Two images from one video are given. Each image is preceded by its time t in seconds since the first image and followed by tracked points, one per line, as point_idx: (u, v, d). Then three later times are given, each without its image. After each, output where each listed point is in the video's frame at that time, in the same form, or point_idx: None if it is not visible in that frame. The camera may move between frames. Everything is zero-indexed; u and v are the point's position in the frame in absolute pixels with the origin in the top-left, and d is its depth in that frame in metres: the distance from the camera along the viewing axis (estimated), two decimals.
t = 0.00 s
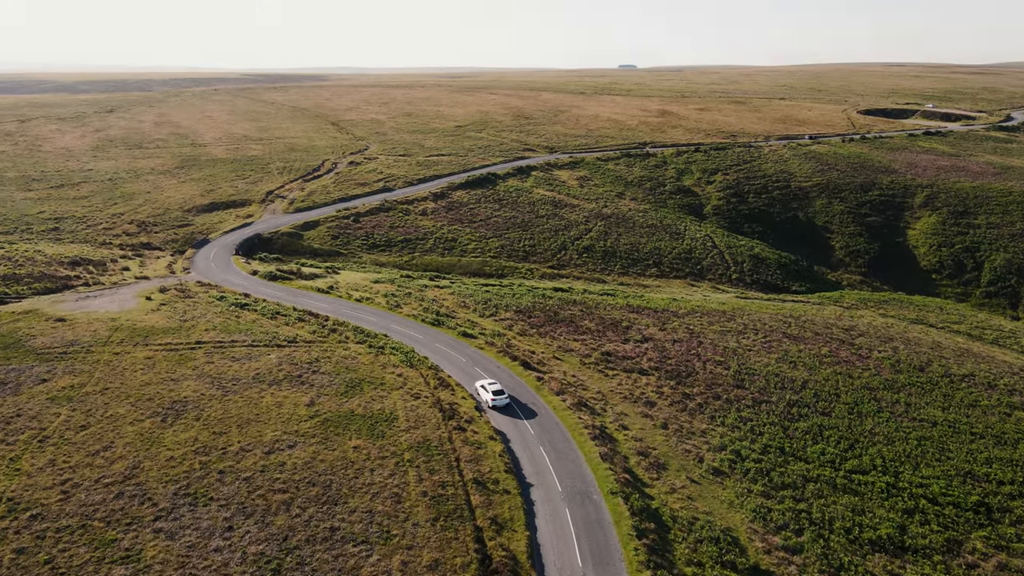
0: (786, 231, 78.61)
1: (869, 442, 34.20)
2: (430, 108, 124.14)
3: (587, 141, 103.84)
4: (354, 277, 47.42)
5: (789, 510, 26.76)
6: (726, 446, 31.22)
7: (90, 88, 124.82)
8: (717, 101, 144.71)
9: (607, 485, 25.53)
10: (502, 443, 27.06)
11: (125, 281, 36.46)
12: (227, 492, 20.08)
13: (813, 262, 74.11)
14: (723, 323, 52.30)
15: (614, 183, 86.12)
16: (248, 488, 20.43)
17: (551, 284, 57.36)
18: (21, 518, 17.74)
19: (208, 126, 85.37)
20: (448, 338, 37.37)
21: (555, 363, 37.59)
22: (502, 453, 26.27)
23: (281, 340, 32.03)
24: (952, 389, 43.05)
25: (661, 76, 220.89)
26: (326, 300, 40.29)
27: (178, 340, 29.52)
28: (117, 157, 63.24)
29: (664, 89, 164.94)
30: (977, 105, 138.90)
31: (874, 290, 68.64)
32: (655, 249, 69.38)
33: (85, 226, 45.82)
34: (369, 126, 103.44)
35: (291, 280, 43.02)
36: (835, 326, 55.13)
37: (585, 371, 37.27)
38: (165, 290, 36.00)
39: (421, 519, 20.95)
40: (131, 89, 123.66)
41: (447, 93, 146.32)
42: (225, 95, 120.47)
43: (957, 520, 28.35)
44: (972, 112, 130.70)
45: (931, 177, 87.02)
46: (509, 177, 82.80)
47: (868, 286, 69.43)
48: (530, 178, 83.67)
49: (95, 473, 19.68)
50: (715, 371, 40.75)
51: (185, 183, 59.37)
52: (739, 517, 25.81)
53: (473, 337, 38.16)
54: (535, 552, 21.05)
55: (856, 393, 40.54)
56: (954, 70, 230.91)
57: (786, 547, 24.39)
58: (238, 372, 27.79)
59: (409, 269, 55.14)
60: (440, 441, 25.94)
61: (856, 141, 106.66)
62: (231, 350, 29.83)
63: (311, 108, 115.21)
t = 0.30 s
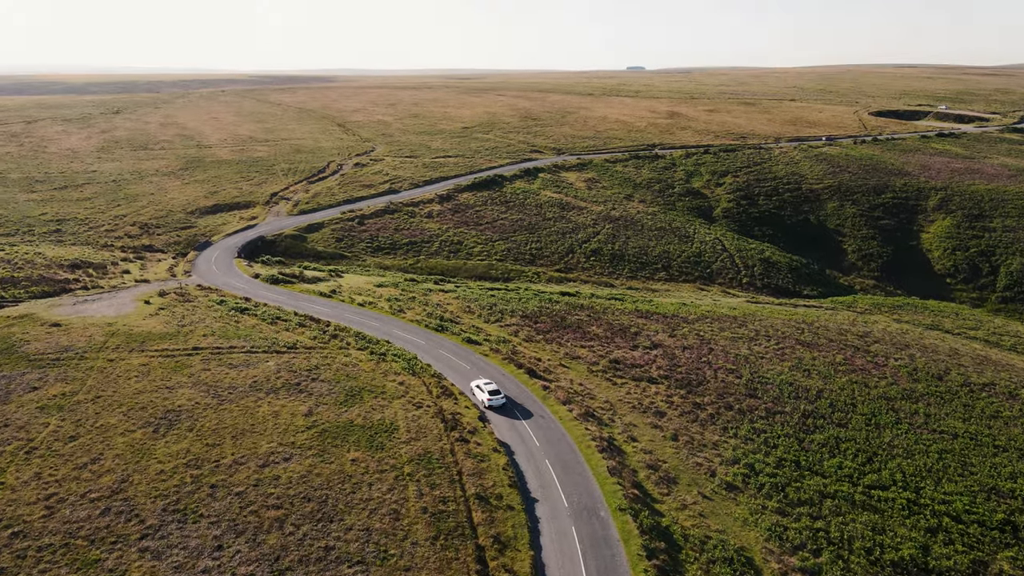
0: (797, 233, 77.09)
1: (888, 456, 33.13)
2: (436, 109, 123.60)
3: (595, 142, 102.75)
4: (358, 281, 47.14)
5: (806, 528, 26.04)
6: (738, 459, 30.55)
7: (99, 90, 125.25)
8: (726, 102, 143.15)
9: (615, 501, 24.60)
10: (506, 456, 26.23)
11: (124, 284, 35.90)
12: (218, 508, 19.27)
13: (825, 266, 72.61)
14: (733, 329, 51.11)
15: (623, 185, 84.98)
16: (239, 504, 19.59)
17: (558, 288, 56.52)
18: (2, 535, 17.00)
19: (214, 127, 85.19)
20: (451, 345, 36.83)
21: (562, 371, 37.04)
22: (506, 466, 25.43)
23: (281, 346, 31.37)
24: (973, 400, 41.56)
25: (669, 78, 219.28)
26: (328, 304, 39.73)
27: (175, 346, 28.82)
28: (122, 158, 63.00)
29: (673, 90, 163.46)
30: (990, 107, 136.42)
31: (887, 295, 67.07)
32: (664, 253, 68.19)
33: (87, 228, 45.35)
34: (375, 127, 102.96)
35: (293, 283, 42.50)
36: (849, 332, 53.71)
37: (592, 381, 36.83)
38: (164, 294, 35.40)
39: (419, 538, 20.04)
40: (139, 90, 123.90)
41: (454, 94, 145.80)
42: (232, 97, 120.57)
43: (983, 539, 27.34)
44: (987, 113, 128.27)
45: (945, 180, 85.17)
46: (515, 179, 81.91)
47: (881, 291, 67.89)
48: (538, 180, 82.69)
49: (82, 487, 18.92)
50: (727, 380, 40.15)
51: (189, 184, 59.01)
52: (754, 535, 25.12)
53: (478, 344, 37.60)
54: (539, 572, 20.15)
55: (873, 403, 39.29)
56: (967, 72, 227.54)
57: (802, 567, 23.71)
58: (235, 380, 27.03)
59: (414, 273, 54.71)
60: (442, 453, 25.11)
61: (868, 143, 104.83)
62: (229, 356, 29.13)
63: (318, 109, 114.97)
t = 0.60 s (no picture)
0: (809, 237, 75.50)
1: (909, 471, 32.00)
2: (444, 110, 123.07)
3: (604, 144, 101.65)
4: (361, 285, 46.89)
5: (825, 549, 25.46)
6: (753, 474, 29.81)
7: (109, 91, 125.91)
8: (737, 104, 141.48)
9: (625, 518, 23.62)
10: (510, 469, 25.36)
11: (124, 288, 35.34)
12: (208, 525, 18.45)
13: (838, 270, 71.02)
14: (746, 335, 49.83)
15: (632, 188, 83.81)
16: (231, 521, 18.76)
17: (565, 293, 55.64)
18: None
19: (220, 128, 85.09)
20: (455, 351, 36.55)
21: (570, 379, 36.69)
22: (510, 480, 24.50)
23: (281, 352, 30.71)
24: (996, 411, 40.03)
25: (679, 79, 217.69)
26: (331, 309, 39.38)
27: (172, 352, 28.12)
28: (128, 160, 62.84)
29: (683, 92, 161.94)
30: (1006, 109, 133.72)
31: (902, 300, 65.38)
32: (674, 256, 66.96)
33: (90, 230, 44.95)
34: (383, 129, 102.54)
35: (296, 287, 42.06)
36: (865, 338, 52.22)
37: (600, 390, 36.46)
38: (164, 298, 34.79)
39: (419, 558, 19.16)
40: (149, 92, 124.42)
41: (462, 96, 145.23)
42: (241, 98, 120.69)
43: (1012, 561, 26.55)
44: (1002, 116, 125.72)
45: (961, 182, 83.19)
46: (523, 181, 81.00)
47: (895, 295, 66.20)
48: (546, 182, 81.71)
49: (67, 502, 18.15)
50: (739, 391, 39.18)
51: (194, 186, 58.73)
52: (771, 555, 24.54)
53: (483, 351, 37.32)
54: None
55: (893, 414, 37.93)
56: (982, 73, 223.86)
57: None
58: (232, 388, 26.28)
59: (419, 276, 54.38)
60: (444, 467, 24.28)
61: (881, 145, 102.91)
62: (227, 363, 28.42)
63: (326, 111, 114.81)
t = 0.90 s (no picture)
0: (823, 240, 73.81)
1: (934, 486, 30.68)
2: (453, 112, 122.49)
3: (614, 146, 100.47)
4: (366, 287, 47.13)
5: (846, 571, 24.48)
6: (769, 490, 28.89)
7: (120, 93, 126.58)
8: (749, 105, 139.72)
9: (635, 538, 22.87)
10: (515, 483, 24.70)
11: (125, 291, 34.75)
12: (198, 541, 17.66)
13: (852, 274, 69.34)
14: (759, 342, 48.55)
15: (642, 190, 82.59)
16: (223, 538, 17.98)
17: (574, 297, 54.71)
18: None
19: (228, 130, 85.04)
20: (459, 357, 36.70)
21: (578, 388, 36.30)
22: (516, 495, 23.83)
23: (281, 358, 30.11)
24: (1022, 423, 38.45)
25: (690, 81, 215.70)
26: (335, 314, 39.29)
27: (170, 357, 27.48)
28: (134, 161, 62.69)
29: (694, 93, 160.31)
30: None
31: (919, 305, 63.55)
32: (686, 260, 65.67)
33: (94, 232, 44.54)
34: (391, 131, 102.06)
35: (299, 291, 41.94)
36: (882, 345, 50.64)
37: (609, 398, 35.97)
38: (165, 301, 34.27)
39: None
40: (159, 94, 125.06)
41: (472, 97, 144.64)
42: (250, 99, 120.89)
43: None
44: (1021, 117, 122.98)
45: (979, 185, 81.12)
46: (532, 183, 80.09)
47: (913, 300, 64.38)
48: (555, 184, 80.67)
49: (52, 518, 17.38)
50: (753, 401, 37.95)
51: (200, 188, 58.58)
52: None
53: (489, 357, 37.44)
54: None
55: (914, 426, 36.54)
56: (999, 76, 220.06)
57: None
58: (229, 396, 25.61)
59: (425, 279, 54.05)
60: (446, 480, 23.50)
61: (896, 147, 100.85)
62: (226, 369, 27.77)
63: (334, 112, 114.64)
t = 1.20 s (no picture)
0: (838, 244, 71.94)
1: (961, 504, 29.30)
2: (463, 113, 121.88)
3: (625, 148, 99.24)
4: (372, 290, 47.39)
5: None
6: (787, 507, 27.84)
7: (133, 95, 127.60)
8: (763, 107, 137.73)
9: (646, 559, 22.06)
10: (520, 498, 23.89)
11: (126, 294, 34.22)
12: (188, 560, 16.89)
13: (868, 278, 67.55)
14: (774, 349, 47.18)
15: (654, 193, 81.30)
16: (213, 557, 17.20)
17: (583, 302, 53.64)
18: None
19: (237, 131, 85.04)
20: (463, 362, 36.73)
21: (587, 398, 35.41)
22: (523, 511, 23.07)
23: (282, 365, 29.75)
24: None
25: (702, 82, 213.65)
26: (339, 319, 38.96)
27: (168, 363, 26.90)
28: (142, 162, 62.64)
29: (706, 95, 158.52)
30: None
31: (938, 311, 61.67)
32: (698, 264, 64.35)
33: (100, 234, 44.27)
34: (400, 132, 101.58)
35: (302, 294, 41.90)
36: (901, 353, 48.99)
37: (618, 407, 35.00)
38: (167, 305, 33.80)
39: None
40: (171, 95, 125.75)
41: (482, 98, 144.05)
42: (260, 101, 121.24)
43: None
44: None
45: (999, 188, 78.93)
46: (542, 185, 79.10)
47: (931, 306, 62.52)
48: (565, 187, 79.60)
49: (35, 535, 16.63)
50: (769, 411, 36.65)
51: (207, 190, 58.54)
52: None
53: (496, 365, 37.07)
54: None
55: (938, 438, 35.07)
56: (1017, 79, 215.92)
57: None
58: (227, 404, 24.97)
59: (431, 283, 53.72)
60: (449, 495, 22.77)
61: (913, 149, 98.60)
62: (225, 376, 27.19)
63: (344, 113, 114.51)
